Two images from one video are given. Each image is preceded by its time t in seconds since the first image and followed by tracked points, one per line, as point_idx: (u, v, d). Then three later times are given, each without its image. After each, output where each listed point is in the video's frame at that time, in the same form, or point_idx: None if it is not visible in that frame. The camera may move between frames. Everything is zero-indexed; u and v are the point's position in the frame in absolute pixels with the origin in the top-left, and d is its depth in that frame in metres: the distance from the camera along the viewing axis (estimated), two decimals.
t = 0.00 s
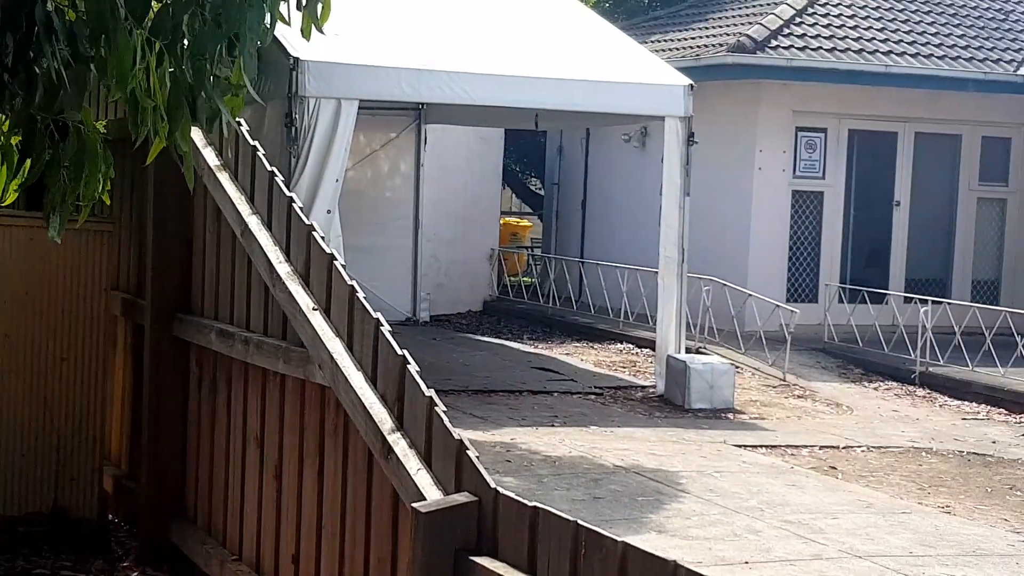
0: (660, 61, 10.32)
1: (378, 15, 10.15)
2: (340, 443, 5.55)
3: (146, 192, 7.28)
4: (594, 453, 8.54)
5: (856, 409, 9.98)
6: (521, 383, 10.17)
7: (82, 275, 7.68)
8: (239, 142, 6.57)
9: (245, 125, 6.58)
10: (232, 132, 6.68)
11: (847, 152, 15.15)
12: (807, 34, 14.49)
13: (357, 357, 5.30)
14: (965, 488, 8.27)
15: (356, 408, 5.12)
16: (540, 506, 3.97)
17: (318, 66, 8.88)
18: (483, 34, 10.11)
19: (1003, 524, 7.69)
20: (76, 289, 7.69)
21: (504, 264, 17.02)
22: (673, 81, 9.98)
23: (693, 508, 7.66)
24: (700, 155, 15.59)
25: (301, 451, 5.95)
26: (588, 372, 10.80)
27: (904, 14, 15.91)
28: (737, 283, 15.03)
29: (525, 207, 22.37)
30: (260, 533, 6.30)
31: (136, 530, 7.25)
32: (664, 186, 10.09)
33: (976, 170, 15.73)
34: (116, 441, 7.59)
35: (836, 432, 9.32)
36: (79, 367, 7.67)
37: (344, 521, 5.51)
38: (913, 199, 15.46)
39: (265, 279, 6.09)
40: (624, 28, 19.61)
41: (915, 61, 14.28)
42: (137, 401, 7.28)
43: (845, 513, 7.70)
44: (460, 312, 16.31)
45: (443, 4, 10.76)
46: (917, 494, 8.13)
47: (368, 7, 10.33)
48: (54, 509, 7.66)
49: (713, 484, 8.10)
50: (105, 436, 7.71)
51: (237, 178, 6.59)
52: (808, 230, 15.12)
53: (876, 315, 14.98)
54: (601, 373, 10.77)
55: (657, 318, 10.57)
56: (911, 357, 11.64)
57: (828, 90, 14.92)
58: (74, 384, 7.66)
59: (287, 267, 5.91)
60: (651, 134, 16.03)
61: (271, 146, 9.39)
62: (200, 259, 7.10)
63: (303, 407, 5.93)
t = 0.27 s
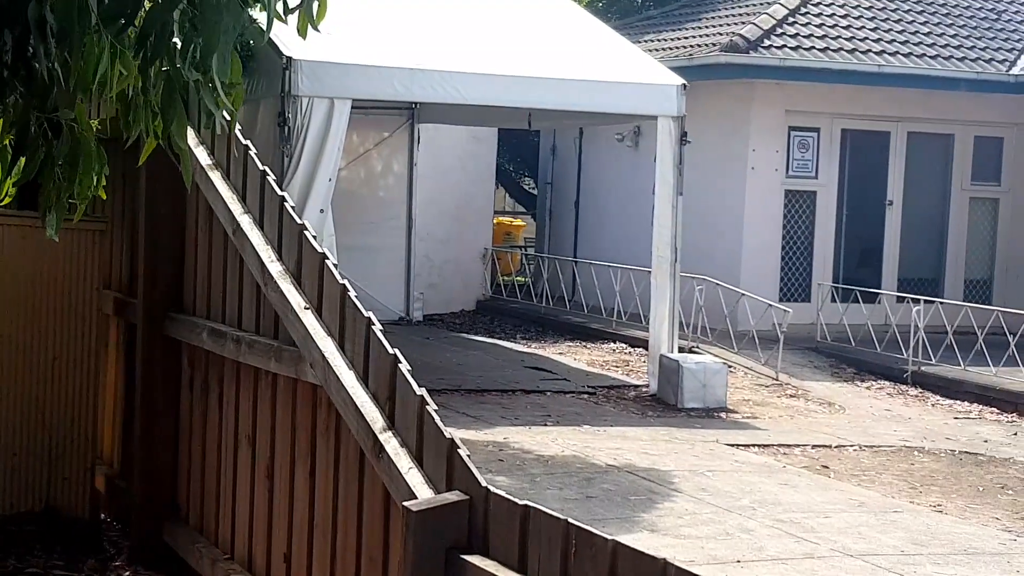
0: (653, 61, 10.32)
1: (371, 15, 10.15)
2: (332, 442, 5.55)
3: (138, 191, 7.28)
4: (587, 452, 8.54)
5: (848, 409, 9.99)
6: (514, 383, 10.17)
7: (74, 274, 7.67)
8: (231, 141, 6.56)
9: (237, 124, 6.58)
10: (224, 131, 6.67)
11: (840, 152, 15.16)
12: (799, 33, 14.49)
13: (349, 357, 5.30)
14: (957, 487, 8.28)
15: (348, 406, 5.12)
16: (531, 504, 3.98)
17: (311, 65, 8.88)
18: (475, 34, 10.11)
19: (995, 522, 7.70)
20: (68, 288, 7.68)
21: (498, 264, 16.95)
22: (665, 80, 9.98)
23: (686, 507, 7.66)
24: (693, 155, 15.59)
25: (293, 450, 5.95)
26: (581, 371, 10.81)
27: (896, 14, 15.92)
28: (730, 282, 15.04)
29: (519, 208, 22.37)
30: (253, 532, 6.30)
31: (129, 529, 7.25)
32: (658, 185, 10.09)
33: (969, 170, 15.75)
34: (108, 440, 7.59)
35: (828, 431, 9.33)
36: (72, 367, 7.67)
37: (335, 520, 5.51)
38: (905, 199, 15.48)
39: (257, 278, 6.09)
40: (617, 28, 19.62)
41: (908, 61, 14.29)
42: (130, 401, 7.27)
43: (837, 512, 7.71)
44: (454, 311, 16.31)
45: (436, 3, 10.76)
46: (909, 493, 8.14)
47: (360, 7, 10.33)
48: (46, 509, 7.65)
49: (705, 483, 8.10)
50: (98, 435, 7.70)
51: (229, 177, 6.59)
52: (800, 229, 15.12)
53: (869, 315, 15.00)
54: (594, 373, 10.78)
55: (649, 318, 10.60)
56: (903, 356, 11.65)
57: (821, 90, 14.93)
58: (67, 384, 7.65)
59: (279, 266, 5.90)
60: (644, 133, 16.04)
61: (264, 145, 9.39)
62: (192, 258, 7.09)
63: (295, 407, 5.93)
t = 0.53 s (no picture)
0: (645, 60, 10.32)
1: (363, 14, 10.13)
2: (324, 442, 5.54)
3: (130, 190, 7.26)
4: (579, 451, 8.53)
5: (840, 407, 10.00)
6: (506, 382, 10.17)
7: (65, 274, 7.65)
8: (222, 140, 6.54)
9: (229, 123, 6.55)
10: (216, 130, 6.64)
11: (832, 150, 15.17)
12: (791, 32, 14.50)
13: (341, 356, 5.28)
14: (949, 486, 8.29)
15: (340, 406, 5.11)
16: (523, 505, 3.97)
17: (302, 64, 8.86)
18: (466, 32, 10.10)
19: (987, 521, 7.72)
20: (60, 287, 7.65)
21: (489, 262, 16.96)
22: (658, 79, 9.97)
23: (677, 506, 7.67)
24: (686, 153, 15.59)
25: (285, 450, 5.94)
26: (573, 370, 10.80)
27: (889, 13, 15.93)
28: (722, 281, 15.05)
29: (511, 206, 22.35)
30: (245, 531, 6.29)
31: (120, 529, 7.23)
32: (650, 184, 10.09)
33: (961, 168, 15.77)
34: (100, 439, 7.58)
35: (820, 430, 9.33)
36: (64, 366, 7.65)
37: (327, 520, 5.51)
38: (897, 197, 15.50)
39: (249, 278, 6.07)
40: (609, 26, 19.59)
41: (900, 60, 14.31)
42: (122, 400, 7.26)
43: (829, 511, 7.72)
44: (446, 309, 16.31)
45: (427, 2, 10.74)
46: (901, 492, 8.15)
47: (352, 6, 10.31)
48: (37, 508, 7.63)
49: (697, 482, 8.11)
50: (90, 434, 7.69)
51: (221, 177, 6.56)
52: (792, 227, 15.12)
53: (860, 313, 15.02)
54: (586, 371, 10.78)
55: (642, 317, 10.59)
56: (895, 355, 11.66)
57: (813, 88, 14.93)
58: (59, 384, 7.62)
59: (271, 266, 5.89)
60: (636, 132, 16.05)
61: (257, 144, 9.37)
62: (184, 257, 7.07)
63: (287, 407, 5.92)
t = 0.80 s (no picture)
0: (634, 58, 10.33)
1: (352, 13, 10.13)
2: (315, 442, 5.54)
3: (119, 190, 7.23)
4: (570, 450, 8.55)
5: (830, 406, 10.03)
6: (497, 380, 10.18)
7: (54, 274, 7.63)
8: (212, 140, 6.53)
9: (219, 124, 6.54)
10: (206, 130, 6.63)
11: (821, 149, 15.20)
12: (780, 31, 14.53)
13: (332, 357, 5.29)
14: (938, 483, 8.34)
15: (331, 406, 5.12)
16: (514, 504, 3.97)
17: (292, 63, 8.85)
18: (456, 32, 10.10)
19: (975, 519, 7.76)
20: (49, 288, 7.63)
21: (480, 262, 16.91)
22: (647, 77, 9.99)
23: (668, 505, 7.70)
24: (675, 152, 15.61)
25: (276, 450, 5.94)
26: (564, 369, 10.82)
27: (877, 12, 15.97)
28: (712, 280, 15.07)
29: (500, 204, 22.34)
30: (235, 531, 6.29)
31: (110, 529, 7.22)
32: (640, 184, 10.11)
33: (949, 167, 15.83)
34: (89, 440, 7.56)
35: (809, 428, 9.37)
36: (53, 367, 7.62)
37: (318, 520, 5.51)
38: (886, 196, 15.55)
39: (239, 278, 6.07)
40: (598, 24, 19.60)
41: (888, 59, 14.35)
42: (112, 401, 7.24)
43: (819, 510, 7.76)
44: (435, 309, 16.33)
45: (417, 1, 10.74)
46: (890, 490, 8.20)
47: (341, 5, 10.30)
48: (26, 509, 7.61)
49: (688, 480, 8.13)
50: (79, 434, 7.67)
51: (211, 177, 6.55)
52: (781, 225, 15.15)
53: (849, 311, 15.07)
54: (576, 370, 10.80)
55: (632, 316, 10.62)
56: (884, 353, 11.71)
57: (802, 87, 14.95)
58: (48, 384, 7.60)
59: (262, 267, 5.88)
60: (625, 131, 16.09)
61: (246, 143, 9.36)
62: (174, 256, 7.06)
63: (277, 406, 5.92)
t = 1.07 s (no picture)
0: (616, 55, 10.32)
1: (333, 9, 10.09)
2: (296, 439, 5.52)
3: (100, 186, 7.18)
4: (552, 448, 8.54)
5: (812, 402, 10.05)
6: (479, 378, 10.16)
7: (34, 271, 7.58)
8: (193, 136, 6.49)
9: (199, 120, 6.50)
10: (187, 126, 6.59)
11: (803, 146, 15.22)
12: (763, 28, 14.54)
13: (314, 354, 5.27)
14: (920, 479, 8.36)
15: (312, 404, 5.10)
16: (496, 501, 3.96)
17: (274, 60, 8.83)
18: (439, 28, 10.08)
19: (957, 515, 7.80)
20: (29, 285, 7.58)
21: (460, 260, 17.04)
22: (629, 74, 9.99)
23: (650, 502, 7.70)
24: (657, 149, 15.62)
25: (258, 447, 5.91)
26: (546, 366, 10.81)
27: (859, 9, 16.00)
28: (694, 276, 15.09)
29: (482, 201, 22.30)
30: (217, 529, 6.26)
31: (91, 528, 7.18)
32: (623, 181, 10.11)
33: (931, 163, 15.88)
34: (70, 438, 7.51)
35: (791, 424, 9.38)
36: (33, 364, 7.58)
37: (300, 517, 5.48)
38: (868, 193, 15.59)
39: (220, 274, 6.04)
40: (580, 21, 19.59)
41: (871, 56, 14.40)
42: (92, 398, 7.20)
43: (801, 506, 7.77)
44: (417, 305, 16.33)
45: None
46: (872, 486, 8.22)
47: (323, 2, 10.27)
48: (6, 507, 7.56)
49: (671, 477, 8.14)
50: (60, 433, 7.62)
51: (192, 174, 6.51)
52: (764, 222, 15.17)
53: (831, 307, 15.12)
54: (559, 367, 10.79)
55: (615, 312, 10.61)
56: (866, 349, 11.73)
57: (784, 84, 14.96)
58: (28, 382, 7.56)
59: (243, 263, 5.85)
60: (608, 128, 16.10)
61: (228, 141, 9.33)
62: (155, 253, 7.02)
63: (259, 403, 5.89)
